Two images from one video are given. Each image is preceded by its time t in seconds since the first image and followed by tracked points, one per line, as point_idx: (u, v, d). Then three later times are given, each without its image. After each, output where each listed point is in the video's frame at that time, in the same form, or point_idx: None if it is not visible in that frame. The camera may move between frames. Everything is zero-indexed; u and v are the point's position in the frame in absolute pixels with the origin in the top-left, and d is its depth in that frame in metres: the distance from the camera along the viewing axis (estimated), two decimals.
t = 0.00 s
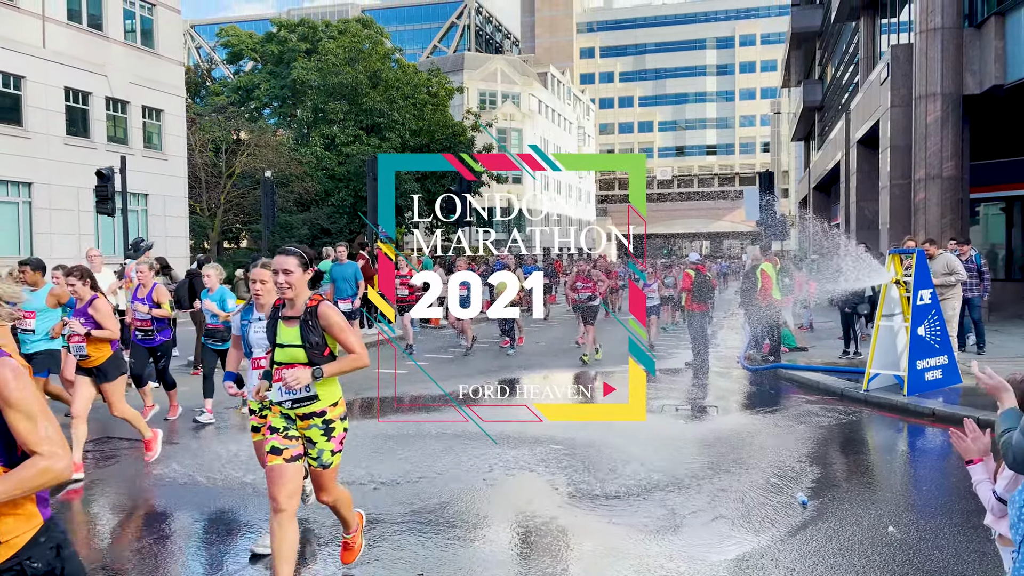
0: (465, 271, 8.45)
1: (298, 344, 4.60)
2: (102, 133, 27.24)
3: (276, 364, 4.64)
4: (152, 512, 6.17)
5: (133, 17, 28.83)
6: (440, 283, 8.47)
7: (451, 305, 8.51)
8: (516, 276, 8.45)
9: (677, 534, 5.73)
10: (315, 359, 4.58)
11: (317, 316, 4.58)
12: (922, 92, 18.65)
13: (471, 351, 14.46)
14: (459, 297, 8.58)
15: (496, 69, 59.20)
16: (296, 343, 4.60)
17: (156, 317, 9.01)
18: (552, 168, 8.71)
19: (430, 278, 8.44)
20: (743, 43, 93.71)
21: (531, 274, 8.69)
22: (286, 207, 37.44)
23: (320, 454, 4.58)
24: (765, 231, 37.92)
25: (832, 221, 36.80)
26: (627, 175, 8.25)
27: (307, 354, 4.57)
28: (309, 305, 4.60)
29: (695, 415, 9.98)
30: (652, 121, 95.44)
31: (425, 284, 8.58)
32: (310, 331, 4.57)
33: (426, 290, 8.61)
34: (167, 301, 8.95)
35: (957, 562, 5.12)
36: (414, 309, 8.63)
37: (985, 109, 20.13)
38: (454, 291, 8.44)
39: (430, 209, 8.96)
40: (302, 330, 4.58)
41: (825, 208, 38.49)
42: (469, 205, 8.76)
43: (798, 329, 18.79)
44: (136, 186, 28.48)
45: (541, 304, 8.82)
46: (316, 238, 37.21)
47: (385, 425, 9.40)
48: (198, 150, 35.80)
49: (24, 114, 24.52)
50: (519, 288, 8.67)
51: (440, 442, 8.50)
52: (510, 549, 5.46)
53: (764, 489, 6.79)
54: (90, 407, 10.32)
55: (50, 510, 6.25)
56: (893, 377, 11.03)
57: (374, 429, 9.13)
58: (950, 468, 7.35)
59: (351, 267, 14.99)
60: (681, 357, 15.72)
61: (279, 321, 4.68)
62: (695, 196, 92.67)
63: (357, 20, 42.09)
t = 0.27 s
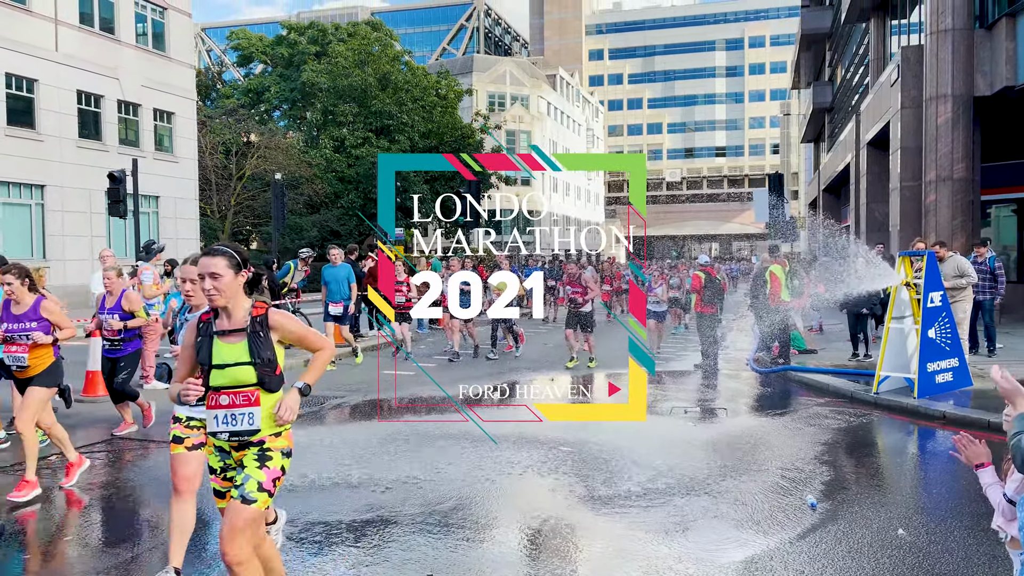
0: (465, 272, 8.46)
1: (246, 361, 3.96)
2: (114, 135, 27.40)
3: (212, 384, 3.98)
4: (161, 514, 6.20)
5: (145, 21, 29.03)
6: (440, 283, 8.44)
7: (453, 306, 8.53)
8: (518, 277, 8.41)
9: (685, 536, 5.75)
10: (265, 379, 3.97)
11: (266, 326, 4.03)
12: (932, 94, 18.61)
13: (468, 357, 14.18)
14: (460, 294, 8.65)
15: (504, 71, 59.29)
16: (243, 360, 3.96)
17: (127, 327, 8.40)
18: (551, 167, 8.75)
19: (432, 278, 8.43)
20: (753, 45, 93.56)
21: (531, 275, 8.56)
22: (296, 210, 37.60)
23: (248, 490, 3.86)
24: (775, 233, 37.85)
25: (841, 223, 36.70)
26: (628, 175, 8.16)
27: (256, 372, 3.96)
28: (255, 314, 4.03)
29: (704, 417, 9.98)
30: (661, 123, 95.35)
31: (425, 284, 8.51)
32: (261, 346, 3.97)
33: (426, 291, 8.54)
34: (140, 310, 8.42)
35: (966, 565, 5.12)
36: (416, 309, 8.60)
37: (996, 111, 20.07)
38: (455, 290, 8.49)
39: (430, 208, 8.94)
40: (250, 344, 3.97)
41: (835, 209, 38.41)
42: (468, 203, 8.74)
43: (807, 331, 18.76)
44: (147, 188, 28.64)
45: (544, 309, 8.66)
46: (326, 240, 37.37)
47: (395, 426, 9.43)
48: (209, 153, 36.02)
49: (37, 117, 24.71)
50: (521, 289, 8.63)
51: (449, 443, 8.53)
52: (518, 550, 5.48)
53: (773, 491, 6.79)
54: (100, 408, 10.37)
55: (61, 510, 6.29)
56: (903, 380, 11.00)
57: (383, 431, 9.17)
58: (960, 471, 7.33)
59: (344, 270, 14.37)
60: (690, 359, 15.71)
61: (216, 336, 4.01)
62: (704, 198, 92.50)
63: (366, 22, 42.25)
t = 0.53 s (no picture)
0: (465, 271, 8.46)
1: (158, 415, 2.98)
2: (132, 138, 27.62)
3: (122, 435, 3.04)
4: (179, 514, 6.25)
5: (162, 25, 29.27)
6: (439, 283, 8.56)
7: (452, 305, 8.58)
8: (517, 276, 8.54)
9: (701, 539, 5.74)
10: (183, 435, 3.01)
11: (190, 373, 2.96)
12: (950, 95, 18.49)
13: (467, 364, 13.93)
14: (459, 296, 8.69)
15: (518, 73, 59.33)
16: (157, 413, 2.98)
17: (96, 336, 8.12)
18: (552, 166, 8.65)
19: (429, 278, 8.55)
20: (768, 46, 93.22)
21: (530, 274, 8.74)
22: (311, 212, 37.77)
23: (171, 571, 2.99)
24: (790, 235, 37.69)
25: (857, 225, 36.50)
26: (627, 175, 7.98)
27: (173, 429, 2.99)
28: (176, 356, 2.96)
29: (720, 420, 9.96)
30: (675, 124, 95.15)
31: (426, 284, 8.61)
32: (181, 400, 2.96)
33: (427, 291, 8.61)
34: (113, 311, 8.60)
35: (985, 571, 5.09)
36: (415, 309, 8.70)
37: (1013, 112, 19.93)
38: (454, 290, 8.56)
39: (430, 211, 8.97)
40: (164, 394, 2.96)
41: (851, 212, 38.21)
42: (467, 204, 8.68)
43: (823, 334, 18.66)
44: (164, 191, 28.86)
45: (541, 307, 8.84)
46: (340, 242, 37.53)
47: (411, 428, 9.47)
48: (225, 156, 36.25)
49: (56, 121, 24.95)
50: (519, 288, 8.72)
51: (465, 446, 8.55)
52: (534, 552, 5.49)
53: (790, 494, 6.77)
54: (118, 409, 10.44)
55: (81, 511, 6.34)
56: (921, 383, 10.94)
57: (400, 433, 9.21)
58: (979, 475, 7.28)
59: (346, 273, 13.94)
60: (705, 362, 15.67)
61: (128, 375, 3.02)
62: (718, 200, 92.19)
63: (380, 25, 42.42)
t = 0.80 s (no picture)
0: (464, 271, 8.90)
1: None
2: (152, 142, 27.87)
3: None
4: (198, 514, 6.31)
5: (182, 30, 29.52)
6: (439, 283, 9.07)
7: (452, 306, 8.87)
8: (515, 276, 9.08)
9: (720, 542, 5.72)
10: (14, 462, 2.57)
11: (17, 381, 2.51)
12: (971, 96, 18.36)
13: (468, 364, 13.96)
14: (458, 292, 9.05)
15: (535, 76, 59.32)
16: None
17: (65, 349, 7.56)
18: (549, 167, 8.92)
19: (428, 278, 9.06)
20: (786, 47, 92.73)
21: (530, 275, 9.25)
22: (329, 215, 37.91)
23: None
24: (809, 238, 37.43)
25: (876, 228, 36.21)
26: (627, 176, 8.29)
27: None
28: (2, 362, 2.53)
29: (738, 423, 9.91)
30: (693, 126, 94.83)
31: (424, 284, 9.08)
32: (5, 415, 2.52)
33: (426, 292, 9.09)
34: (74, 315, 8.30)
35: None
36: (416, 310, 9.21)
37: None
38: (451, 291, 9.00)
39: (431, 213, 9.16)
40: None
41: (870, 214, 37.90)
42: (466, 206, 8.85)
43: (842, 337, 18.53)
44: (184, 194, 29.09)
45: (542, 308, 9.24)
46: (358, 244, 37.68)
47: (429, 430, 9.50)
48: (244, 159, 36.51)
49: (78, 125, 25.22)
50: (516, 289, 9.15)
51: (484, 448, 8.56)
52: (552, 555, 5.50)
53: (810, 498, 6.74)
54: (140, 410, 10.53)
55: (104, 510, 6.41)
56: (942, 387, 10.86)
57: (417, 435, 9.23)
58: (1001, 479, 7.22)
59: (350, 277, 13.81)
60: (722, 365, 15.60)
61: None
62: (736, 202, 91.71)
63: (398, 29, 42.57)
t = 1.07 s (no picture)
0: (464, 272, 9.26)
1: None
2: (173, 146, 28.11)
3: None
4: (218, 515, 6.35)
5: (203, 35, 29.76)
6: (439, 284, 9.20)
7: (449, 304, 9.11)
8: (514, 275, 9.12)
9: (740, 547, 5.69)
10: None
11: None
12: (994, 97, 18.20)
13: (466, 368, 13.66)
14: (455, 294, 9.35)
15: (552, 79, 59.33)
16: None
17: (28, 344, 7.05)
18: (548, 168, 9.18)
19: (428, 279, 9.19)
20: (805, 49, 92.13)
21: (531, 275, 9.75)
22: (348, 218, 38.11)
23: None
24: (828, 240, 37.18)
25: (897, 230, 35.92)
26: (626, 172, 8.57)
27: None
28: None
29: (758, 427, 9.85)
30: (711, 128, 94.51)
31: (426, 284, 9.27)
32: None
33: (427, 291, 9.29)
34: (50, 322, 7.11)
35: None
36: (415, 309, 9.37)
37: None
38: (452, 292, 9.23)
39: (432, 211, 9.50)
40: None
41: (891, 217, 37.58)
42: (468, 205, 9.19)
43: (863, 341, 18.36)
44: (204, 198, 29.32)
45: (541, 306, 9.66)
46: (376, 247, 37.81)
47: (448, 433, 9.50)
48: (263, 163, 36.74)
49: (101, 130, 25.50)
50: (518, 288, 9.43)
51: (502, 450, 8.57)
52: (571, 558, 5.49)
53: (832, 504, 6.68)
54: (161, 412, 10.62)
55: (126, 511, 6.46)
56: (965, 391, 10.74)
57: (437, 437, 9.24)
58: None
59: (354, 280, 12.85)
60: (742, 369, 15.50)
61: None
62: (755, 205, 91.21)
63: (416, 33, 42.71)
